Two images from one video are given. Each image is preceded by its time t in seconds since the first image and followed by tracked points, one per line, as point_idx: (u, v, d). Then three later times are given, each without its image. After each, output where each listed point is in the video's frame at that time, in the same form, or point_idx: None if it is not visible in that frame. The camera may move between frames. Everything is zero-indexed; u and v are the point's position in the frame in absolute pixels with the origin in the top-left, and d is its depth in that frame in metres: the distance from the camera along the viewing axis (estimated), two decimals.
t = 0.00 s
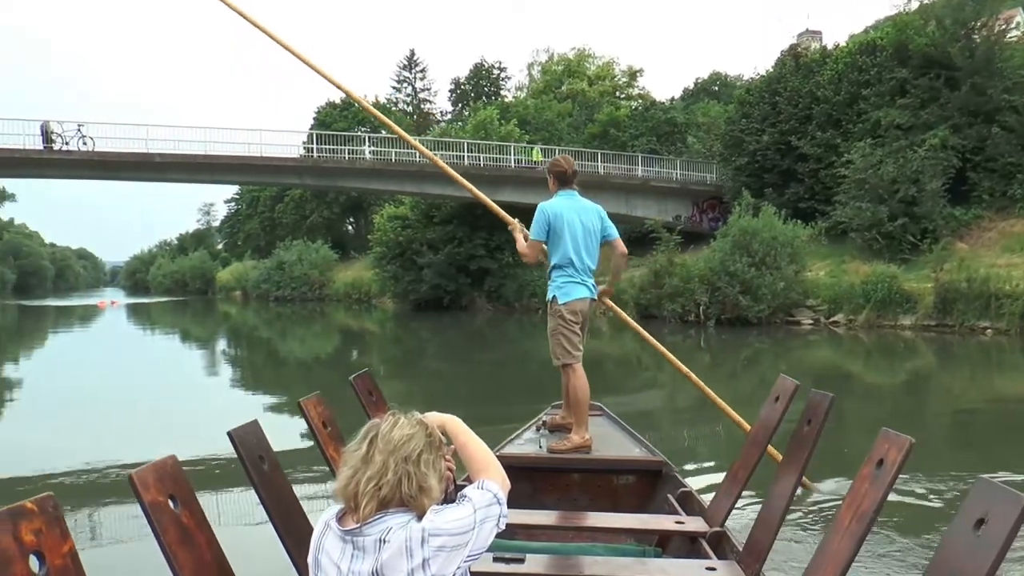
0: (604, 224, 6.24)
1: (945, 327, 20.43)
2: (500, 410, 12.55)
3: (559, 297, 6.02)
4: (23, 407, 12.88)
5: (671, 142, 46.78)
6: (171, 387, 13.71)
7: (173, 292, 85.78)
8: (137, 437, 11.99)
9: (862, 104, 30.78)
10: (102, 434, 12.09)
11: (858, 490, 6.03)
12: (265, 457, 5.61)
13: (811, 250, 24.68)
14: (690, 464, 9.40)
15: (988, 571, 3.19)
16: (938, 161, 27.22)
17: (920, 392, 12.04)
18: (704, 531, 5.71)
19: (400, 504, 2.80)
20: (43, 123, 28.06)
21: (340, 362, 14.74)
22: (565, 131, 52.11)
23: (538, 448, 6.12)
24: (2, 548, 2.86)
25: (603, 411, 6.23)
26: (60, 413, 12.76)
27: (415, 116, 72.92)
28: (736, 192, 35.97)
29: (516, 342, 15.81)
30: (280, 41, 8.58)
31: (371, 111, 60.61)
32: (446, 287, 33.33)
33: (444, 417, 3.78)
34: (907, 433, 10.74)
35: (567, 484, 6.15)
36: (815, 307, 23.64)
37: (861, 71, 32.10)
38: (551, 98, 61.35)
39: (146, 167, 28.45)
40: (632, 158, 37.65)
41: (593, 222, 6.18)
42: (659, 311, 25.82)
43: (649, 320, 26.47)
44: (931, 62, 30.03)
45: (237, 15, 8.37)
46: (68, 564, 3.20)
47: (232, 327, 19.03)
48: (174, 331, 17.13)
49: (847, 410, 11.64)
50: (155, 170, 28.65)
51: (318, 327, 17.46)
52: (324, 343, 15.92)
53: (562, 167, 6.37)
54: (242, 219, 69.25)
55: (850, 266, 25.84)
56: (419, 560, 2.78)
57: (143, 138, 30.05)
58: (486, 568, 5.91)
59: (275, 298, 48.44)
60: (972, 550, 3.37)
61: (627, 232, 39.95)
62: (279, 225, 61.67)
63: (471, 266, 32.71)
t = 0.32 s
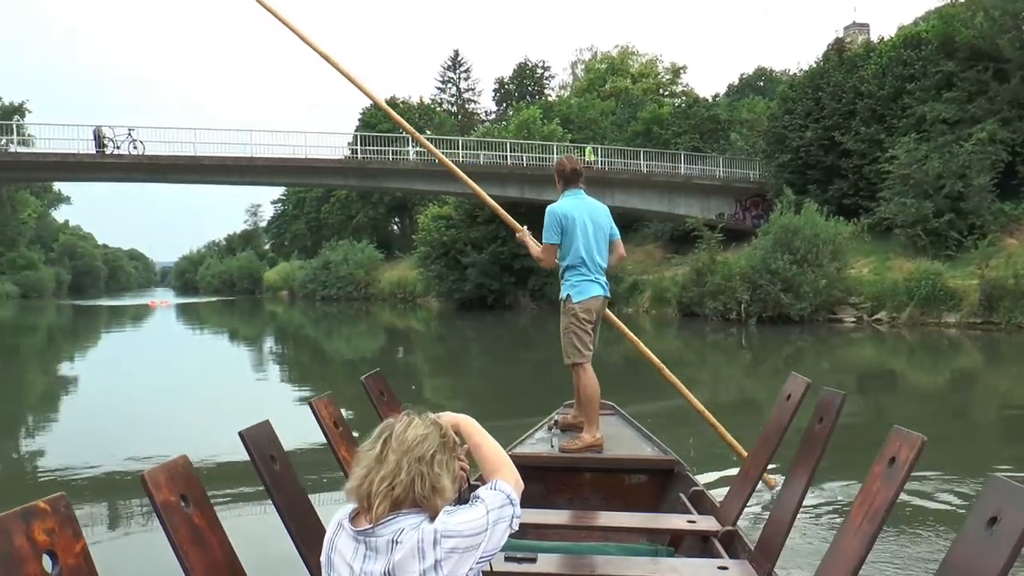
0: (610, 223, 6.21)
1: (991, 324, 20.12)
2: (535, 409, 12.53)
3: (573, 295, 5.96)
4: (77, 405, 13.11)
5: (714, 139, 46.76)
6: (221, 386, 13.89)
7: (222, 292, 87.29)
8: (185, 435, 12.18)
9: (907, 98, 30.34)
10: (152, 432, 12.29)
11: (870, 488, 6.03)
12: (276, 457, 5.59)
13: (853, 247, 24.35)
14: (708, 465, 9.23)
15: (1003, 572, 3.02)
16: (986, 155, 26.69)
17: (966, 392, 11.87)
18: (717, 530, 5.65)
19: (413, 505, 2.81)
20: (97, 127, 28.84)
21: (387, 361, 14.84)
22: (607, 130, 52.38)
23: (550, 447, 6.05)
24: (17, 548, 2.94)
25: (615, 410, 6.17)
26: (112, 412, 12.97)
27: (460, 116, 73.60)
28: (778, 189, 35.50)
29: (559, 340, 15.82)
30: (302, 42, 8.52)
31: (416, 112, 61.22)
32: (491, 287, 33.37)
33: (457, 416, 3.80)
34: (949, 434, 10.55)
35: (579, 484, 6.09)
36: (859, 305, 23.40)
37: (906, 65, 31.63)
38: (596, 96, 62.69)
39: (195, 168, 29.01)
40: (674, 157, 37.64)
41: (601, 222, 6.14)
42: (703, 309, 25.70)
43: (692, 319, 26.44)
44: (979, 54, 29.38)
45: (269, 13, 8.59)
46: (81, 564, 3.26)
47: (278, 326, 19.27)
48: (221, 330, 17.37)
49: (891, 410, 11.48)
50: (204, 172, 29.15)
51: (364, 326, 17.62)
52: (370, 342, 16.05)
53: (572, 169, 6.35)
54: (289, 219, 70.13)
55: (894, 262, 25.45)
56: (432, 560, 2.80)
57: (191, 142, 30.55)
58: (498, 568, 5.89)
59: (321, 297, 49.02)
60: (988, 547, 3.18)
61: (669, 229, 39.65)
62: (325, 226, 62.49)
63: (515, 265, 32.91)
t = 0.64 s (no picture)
0: (628, 227, 6.18)
1: None
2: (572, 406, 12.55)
3: (581, 298, 5.98)
4: (130, 402, 13.44)
5: (758, 138, 46.73)
6: (270, 385, 14.13)
7: (269, 294, 88.63)
8: (232, 432, 12.43)
9: (953, 94, 30.04)
10: (201, 429, 12.57)
11: (885, 488, 5.99)
12: (289, 463, 5.62)
13: (898, 247, 24.05)
14: (731, 466, 9.14)
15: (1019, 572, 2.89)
16: None
17: (1014, 391, 11.70)
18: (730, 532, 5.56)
19: (429, 508, 2.85)
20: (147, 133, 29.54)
21: (431, 361, 14.96)
22: (651, 131, 52.51)
23: (565, 449, 6.01)
24: (32, 554, 3.09)
25: (629, 412, 6.10)
26: (166, 409, 13.28)
27: (504, 117, 74.20)
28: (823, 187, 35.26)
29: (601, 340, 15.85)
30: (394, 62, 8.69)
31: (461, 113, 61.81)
32: (534, 287, 33.43)
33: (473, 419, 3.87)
34: (988, 435, 10.38)
35: (593, 486, 6.04)
36: (904, 304, 23.11)
37: (954, 61, 31.53)
38: (641, 97, 63.45)
39: (242, 172, 29.52)
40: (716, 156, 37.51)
41: (617, 225, 6.10)
42: (745, 308, 25.58)
43: (734, 318, 26.31)
44: None
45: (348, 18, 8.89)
46: (97, 569, 3.38)
47: (324, 326, 19.58)
48: (269, 331, 17.64)
49: (934, 410, 11.32)
50: (251, 176, 29.62)
51: (409, 327, 17.79)
52: (415, 342, 16.20)
53: (602, 171, 6.33)
54: (334, 220, 70.95)
55: (941, 260, 25.03)
56: (448, 563, 2.84)
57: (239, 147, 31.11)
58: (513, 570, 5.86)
59: (367, 298, 49.53)
60: (1006, 549, 3.07)
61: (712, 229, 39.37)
62: (370, 227, 63.22)
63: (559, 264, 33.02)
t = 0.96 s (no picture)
0: (640, 230, 6.16)
1: None
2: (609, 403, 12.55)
3: (593, 299, 5.99)
4: (176, 399, 13.67)
5: (797, 136, 46.42)
6: (312, 383, 14.27)
7: (310, 293, 89.42)
8: (271, 429, 12.62)
9: (999, 90, 29.47)
10: (242, 427, 12.74)
11: (903, 489, 5.85)
12: (304, 462, 5.57)
13: (939, 246, 23.71)
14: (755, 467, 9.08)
15: None
16: None
17: None
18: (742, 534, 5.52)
19: (443, 508, 2.90)
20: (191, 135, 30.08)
21: (472, 361, 15.04)
22: (691, 130, 52.43)
23: (576, 451, 6.00)
24: (53, 553, 3.20)
25: (642, 413, 6.07)
26: (210, 405, 13.50)
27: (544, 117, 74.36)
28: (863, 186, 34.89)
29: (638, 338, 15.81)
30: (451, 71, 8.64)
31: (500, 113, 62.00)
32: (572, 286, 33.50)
33: (489, 420, 3.90)
34: None
35: (606, 487, 6.03)
36: (944, 304, 22.80)
37: (998, 55, 30.72)
38: (679, 96, 63.88)
39: (285, 173, 29.90)
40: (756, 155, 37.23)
41: (630, 230, 6.08)
42: (784, 308, 25.38)
43: (773, 318, 26.09)
44: None
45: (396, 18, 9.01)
46: (115, 568, 3.49)
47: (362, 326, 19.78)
48: (309, 330, 17.83)
49: (973, 412, 11.16)
50: (292, 177, 29.89)
51: (448, 326, 17.88)
52: (454, 341, 16.30)
53: (618, 171, 6.31)
54: (374, 220, 71.67)
55: (985, 258, 24.63)
56: (463, 564, 2.89)
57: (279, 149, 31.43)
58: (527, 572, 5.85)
59: (407, 297, 49.80)
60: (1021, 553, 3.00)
61: (752, 228, 39.20)
62: (410, 227, 63.63)
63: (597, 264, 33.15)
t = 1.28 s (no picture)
0: (639, 228, 6.23)
1: None
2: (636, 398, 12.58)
3: (595, 295, 6.02)
4: (212, 393, 13.87)
5: (830, 132, 46.17)
6: (348, 379, 14.42)
7: (343, 290, 90.19)
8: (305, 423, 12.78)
9: None
10: (277, 421, 12.91)
11: (904, 487, 5.79)
12: (307, 461, 5.59)
13: (973, 243, 23.43)
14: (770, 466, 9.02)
15: None
16: None
17: None
18: (747, 531, 5.49)
19: (449, 506, 2.94)
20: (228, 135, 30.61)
21: (505, 358, 15.11)
22: (722, 128, 52.75)
23: (577, 448, 5.99)
24: (57, 551, 3.30)
25: (642, 410, 6.06)
26: (244, 400, 13.69)
27: (577, 115, 74.63)
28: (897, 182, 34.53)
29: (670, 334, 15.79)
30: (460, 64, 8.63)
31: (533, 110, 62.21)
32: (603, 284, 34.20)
33: (493, 419, 3.97)
34: None
35: (607, 484, 6.00)
36: (976, 302, 22.56)
37: None
38: (712, 92, 63.78)
39: (319, 172, 30.18)
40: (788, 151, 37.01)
41: (629, 226, 6.14)
42: (814, 306, 25.19)
43: (804, 316, 25.89)
44: None
45: (417, 20, 9.09)
46: (118, 567, 3.60)
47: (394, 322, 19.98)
48: (344, 327, 18.02)
49: (1001, 412, 11.02)
50: (325, 175, 30.17)
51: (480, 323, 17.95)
52: (486, 338, 16.41)
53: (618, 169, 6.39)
54: (407, 217, 72.36)
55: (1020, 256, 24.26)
56: (469, 562, 2.90)
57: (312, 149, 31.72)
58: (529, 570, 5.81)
59: (440, 294, 50.07)
60: None
61: (782, 226, 38.97)
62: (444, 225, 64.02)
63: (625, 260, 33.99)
